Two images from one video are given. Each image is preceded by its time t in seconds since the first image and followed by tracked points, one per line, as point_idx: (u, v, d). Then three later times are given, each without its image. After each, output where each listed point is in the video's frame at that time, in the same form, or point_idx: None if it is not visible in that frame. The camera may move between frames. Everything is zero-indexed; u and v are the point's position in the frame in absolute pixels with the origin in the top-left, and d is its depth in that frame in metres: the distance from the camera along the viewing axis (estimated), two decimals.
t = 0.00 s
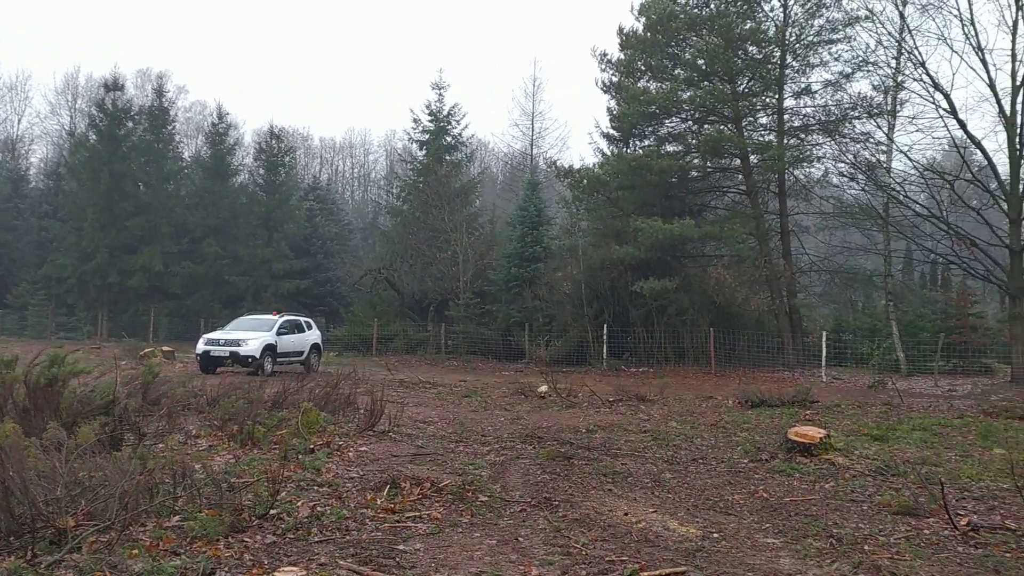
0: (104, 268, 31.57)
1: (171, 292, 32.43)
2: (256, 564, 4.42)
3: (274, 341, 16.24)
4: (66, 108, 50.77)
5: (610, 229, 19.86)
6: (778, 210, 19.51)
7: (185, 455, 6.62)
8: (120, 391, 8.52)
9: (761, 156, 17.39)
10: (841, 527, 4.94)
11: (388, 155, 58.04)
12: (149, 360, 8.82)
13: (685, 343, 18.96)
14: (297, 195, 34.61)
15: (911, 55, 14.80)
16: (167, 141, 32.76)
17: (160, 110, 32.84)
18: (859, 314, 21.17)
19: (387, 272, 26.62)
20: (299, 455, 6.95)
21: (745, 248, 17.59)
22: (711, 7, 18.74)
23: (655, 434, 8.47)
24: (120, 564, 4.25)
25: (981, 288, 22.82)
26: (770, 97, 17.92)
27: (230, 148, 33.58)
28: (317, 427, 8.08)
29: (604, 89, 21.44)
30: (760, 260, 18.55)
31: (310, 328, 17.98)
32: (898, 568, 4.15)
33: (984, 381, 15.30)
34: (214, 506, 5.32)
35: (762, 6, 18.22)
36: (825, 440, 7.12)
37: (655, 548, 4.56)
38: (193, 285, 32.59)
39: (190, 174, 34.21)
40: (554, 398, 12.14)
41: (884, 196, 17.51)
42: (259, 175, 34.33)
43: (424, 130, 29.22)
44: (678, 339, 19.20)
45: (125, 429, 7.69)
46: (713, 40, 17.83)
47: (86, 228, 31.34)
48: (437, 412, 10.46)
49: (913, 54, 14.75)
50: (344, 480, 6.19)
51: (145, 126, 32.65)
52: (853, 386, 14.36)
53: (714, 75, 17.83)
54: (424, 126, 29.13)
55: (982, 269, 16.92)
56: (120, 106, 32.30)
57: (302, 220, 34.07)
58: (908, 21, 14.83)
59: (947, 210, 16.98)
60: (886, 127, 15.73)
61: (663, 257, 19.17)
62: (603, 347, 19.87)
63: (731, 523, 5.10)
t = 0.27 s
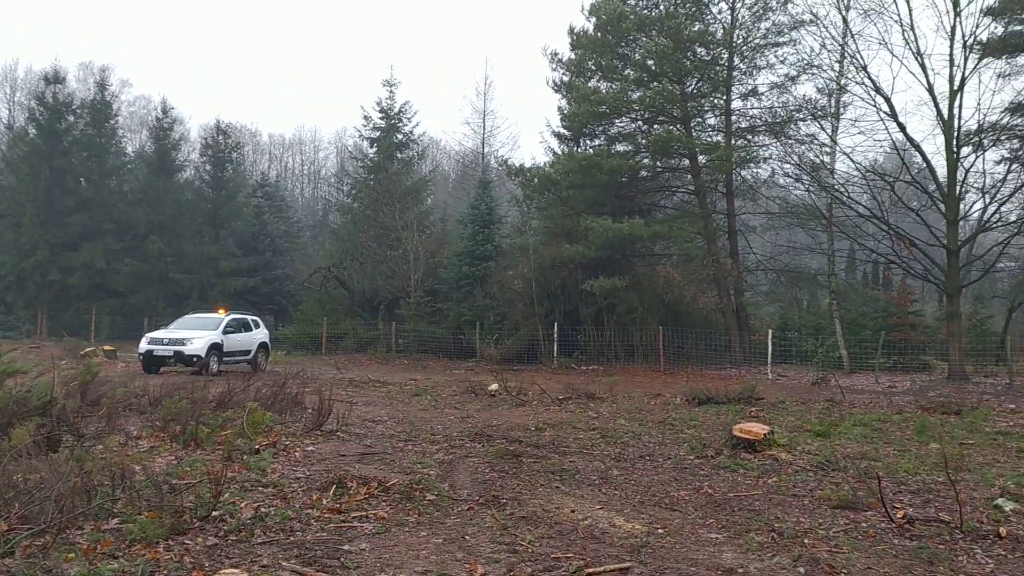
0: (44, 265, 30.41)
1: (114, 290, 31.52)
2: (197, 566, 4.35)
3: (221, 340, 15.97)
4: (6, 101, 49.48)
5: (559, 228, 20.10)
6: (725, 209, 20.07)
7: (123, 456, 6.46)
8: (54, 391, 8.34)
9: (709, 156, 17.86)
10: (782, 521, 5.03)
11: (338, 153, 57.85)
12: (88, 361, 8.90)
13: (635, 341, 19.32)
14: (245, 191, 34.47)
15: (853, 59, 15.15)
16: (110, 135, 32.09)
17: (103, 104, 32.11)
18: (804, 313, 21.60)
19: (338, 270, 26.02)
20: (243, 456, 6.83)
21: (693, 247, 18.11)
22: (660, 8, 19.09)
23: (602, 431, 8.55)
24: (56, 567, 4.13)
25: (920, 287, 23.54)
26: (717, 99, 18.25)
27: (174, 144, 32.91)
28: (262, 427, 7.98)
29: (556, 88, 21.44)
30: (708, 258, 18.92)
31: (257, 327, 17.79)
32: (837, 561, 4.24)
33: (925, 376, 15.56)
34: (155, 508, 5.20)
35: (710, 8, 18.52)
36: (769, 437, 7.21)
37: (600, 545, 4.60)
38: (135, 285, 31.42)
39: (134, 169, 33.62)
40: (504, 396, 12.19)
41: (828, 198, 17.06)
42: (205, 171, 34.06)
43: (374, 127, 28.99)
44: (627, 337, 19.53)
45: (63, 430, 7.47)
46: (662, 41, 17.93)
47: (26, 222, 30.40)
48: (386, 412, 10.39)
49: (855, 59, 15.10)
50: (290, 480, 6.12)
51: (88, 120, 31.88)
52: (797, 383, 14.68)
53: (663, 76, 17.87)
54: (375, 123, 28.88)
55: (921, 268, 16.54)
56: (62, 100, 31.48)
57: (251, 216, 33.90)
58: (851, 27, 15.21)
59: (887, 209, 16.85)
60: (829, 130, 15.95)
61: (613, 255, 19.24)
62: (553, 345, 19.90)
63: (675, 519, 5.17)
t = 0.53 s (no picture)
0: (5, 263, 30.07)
1: (75, 288, 31.00)
2: (156, 568, 4.30)
3: (183, 339, 15.77)
4: None
5: (527, 228, 19.91)
6: (691, 209, 20.28)
7: (83, 458, 6.36)
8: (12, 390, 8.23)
9: (675, 157, 17.96)
10: (745, 518, 5.08)
11: (304, 149, 57.66)
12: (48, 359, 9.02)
13: (602, 339, 19.39)
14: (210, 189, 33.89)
15: (816, 61, 15.33)
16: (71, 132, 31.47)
17: (63, 100, 31.51)
18: (769, 312, 21.98)
19: (303, 268, 25.57)
20: (206, 456, 6.76)
21: (660, 246, 18.20)
22: (627, 8, 19.27)
23: (569, 430, 8.58)
24: (10, 570, 4.06)
25: (881, 286, 23.97)
26: (684, 99, 18.38)
27: (137, 141, 32.35)
28: (225, 427, 7.90)
29: (524, 88, 21.42)
30: (674, 258, 18.95)
31: (221, 325, 17.61)
32: (797, 557, 4.30)
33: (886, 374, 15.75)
34: (113, 509, 5.13)
35: (677, 9, 18.73)
36: (732, 435, 7.29)
37: (564, 543, 4.62)
38: (96, 283, 30.95)
39: (96, 166, 33.08)
40: (471, 395, 12.18)
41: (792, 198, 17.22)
42: (167, 168, 32.94)
43: (341, 125, 28.73)
44: (595, 336, 19.59)
45: (20, 430, 7.28)
46: (629, 41, 18.00)
47: None
48: (352, 411, 10.31)
49: (819, 61, 15.28)
50: (253, 481, 6.07)
51: (47, 115, 31.33)
52: (760, 381, 14.86)
53: (630, 76, 17.99)
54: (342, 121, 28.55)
55: (883, 268, 16.87)
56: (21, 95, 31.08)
57: (215, 215, 33.28)
58: (814, 29, 15.39)
59: (849, 210, 17.25)
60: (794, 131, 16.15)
61: (580, 254, 19.23)
62: (521, 345, 19.94)
63: (639, 516, 5.20)
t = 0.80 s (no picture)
0: None
1: (33, 286, 30.48)
2: (110, 571, 4.23)
3: (142, 338, 15.53)
4: None
5: (492, 226, 20.10)
6: (656, 208, 20.41)
7: (35, 459, 6.24)
8: None
9: (641, 156, 18.05)
10: (705, 515, 5.13)
11: (267, 146, 57.04)
12: None
13: (567, 338, 19.10)
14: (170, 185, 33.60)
15: (779, 62, 15.54)
16: (26, 127, 30.87)
17: (18, 94, 31.02)
18: (732, 311, 22.20)
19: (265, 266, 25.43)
20: (164, 457, 6.66)
21: (625, 245, 18.30)
22: (592, 8, 19.24)
23: (533, 428, 8.59)
24: None
25: (841, 286, 24.33)
26: (649, 99, 18.49)
27: (95, 136, 31.89)
28: (185, 428, 7.80)
29: (489, 86, 21.34)
30: (639, 257, 19.14)
31: (181, 325, 17.35)
32: (755, 553, 4.35)
33: (845, 372, 15.92)
34: (67, 512, 5.04)
35: (642, 9, 18.85)
36: (694, 432, 7.37)
37: (525, 541, 4.63)
38: (54, 280, 30.49)
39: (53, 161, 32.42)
40: (436, 394, 12.16)
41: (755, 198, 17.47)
42: (127, 164, 32.87)
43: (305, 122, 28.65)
44: (560, 335, 19.28)
45: None
46: (595, 41, 18.16)
47: None
48: (315, 411, 10.21)
49: (781, 62, 15.50)
50: (213, 481, 6.01)
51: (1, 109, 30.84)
52: (723, 379, 15.00)
53: (595, 75, 18.05)
54: (306, 118, 28.42)
55: (843, 268, 17.16)
56: None
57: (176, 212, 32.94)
58: (777, 31, 15.58)
59: (810, 209, 17.54)
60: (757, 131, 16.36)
61: (545, 253, 19.24)
62: (487, 344, 19.78)
63: (600, 514, 5.23)
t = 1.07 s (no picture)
0: None
1: None
2: None
3: (90, 338, 15.22)
4: None
5: (448, 224, 19.92)
6: (611, 207, 20.52)
7: None
8: None
9: (597, 155, 18.11)
10: (656, 511, 5.18)
11: (221, 143, 56.17)
12: None
13: (524, 336, 19.21)
14: (118, 182, 33.00)
15: (731, 63, 15.75)
16: None
17: None
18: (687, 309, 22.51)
19: (218, 264, 25.16)
20: (109, 459, 6.53)
21: (579, 243, 18.56)
22: (548, 8, 19.31)
23: (489, 427, 8.61)
24: None
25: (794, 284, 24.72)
26: (604, 99, 18.60)
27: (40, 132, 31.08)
28: (133, 429, 7.67)
29: (445, 84, 21.28)
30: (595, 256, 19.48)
31: (130, 324, 17.02)
32: (704, 548, 4.41)
33: (797, 368, 16.53)
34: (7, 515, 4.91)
35: (598, 9, 19.03)
36: (647, 429, 7.45)
37: (477, 539, 4.64)
38: None
39: None
40: (392, 393, 12.14)
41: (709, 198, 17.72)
42: (75, 160, 32.27)
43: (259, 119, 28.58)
44: (516, 333, 19.38)
45: None
46: (551, 40, 18.23)
47: None
48: (268, 411, 10.10)
49: (733, 63, 15.72)
50: (160, 483, 5.92)
51: None
52: (677, 376, 15.13)
53: (551, 74, 18.16)
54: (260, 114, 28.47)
55: (794, 267, 17.56)
56: None
57: (124, 209, 32.41)
58: (729, 32, 15.78)
59: (763, 209, 17.69)
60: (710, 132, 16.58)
61: (502, 251, 19.21)
62: (443, 342, 19.74)
63: (553, 511, 5.26)
